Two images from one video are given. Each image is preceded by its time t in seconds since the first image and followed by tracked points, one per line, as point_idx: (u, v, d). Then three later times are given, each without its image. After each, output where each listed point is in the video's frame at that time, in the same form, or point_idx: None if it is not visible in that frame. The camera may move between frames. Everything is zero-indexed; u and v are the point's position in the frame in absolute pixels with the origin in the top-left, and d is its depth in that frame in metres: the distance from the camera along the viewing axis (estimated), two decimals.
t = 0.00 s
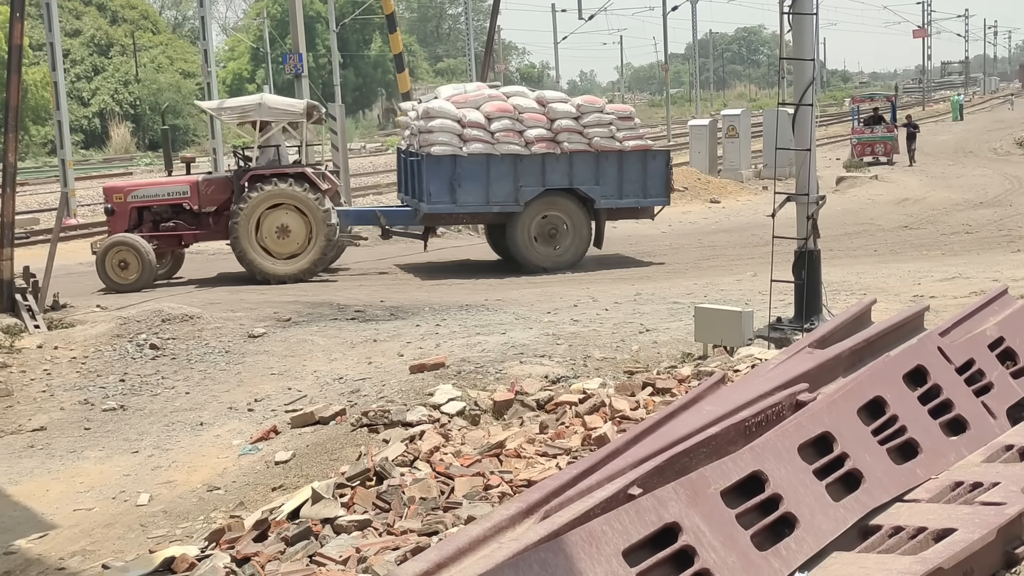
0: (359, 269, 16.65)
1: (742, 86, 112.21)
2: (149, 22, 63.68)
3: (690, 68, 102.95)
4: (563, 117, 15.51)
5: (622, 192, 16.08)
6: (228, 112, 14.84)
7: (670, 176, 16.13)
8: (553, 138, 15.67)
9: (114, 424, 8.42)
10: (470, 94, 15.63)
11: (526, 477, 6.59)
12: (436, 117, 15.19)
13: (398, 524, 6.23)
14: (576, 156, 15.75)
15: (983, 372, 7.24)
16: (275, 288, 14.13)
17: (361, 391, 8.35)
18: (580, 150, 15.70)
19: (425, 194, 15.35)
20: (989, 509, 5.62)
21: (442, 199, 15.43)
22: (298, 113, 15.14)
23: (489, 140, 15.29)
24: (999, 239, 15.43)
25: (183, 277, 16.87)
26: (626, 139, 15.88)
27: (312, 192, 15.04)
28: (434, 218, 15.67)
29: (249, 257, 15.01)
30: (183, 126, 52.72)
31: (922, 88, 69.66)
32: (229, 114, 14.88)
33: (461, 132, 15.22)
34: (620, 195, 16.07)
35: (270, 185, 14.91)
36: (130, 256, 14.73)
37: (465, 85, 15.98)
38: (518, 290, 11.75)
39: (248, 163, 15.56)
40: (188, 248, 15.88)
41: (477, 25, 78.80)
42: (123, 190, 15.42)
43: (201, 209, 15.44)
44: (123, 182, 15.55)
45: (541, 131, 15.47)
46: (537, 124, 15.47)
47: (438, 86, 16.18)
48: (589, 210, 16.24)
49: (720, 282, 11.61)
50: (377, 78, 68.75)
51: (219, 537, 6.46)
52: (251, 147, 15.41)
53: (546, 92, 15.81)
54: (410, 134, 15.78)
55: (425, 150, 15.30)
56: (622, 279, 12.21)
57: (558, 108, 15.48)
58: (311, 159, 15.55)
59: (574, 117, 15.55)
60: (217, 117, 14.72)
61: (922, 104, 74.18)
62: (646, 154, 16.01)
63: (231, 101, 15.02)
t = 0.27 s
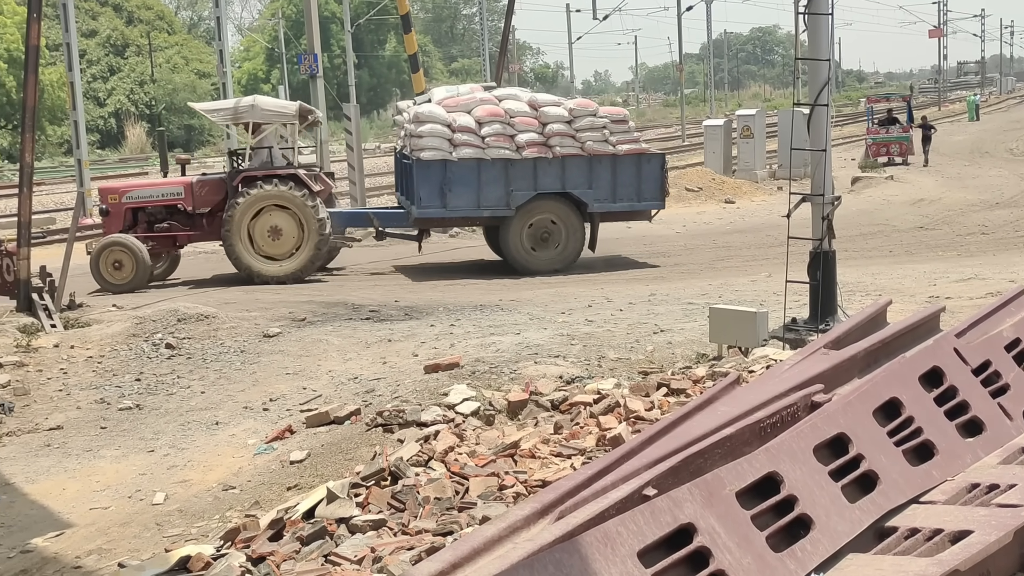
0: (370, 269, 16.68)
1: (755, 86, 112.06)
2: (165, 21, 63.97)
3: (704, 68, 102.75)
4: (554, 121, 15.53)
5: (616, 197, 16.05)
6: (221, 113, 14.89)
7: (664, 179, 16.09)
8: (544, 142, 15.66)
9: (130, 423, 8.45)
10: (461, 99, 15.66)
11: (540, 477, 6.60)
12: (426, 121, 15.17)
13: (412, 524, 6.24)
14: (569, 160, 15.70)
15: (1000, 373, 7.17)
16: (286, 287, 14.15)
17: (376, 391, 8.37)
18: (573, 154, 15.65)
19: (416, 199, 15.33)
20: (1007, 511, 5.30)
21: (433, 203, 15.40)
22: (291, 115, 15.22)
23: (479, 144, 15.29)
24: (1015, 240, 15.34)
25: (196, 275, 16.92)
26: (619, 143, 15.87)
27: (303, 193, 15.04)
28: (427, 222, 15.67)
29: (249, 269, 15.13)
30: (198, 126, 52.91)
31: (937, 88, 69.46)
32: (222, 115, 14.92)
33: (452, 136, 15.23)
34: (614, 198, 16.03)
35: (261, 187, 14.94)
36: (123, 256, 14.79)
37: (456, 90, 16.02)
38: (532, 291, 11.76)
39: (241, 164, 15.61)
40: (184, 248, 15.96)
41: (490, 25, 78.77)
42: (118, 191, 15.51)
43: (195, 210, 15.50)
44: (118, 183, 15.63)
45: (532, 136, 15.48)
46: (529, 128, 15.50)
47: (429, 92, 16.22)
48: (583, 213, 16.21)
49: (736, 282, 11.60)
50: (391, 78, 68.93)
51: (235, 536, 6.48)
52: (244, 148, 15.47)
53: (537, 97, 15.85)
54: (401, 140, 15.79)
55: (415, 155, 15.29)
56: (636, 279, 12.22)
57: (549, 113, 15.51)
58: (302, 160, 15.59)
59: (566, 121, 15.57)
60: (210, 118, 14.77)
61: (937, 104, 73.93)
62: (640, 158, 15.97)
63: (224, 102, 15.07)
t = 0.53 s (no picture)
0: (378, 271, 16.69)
1: (765, 88, 112.12)
2: (175, 23, 64.17)
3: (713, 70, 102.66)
4: (545, 127, 15.41)
5: (606, 203, 15.98)
6: (210, 116, 14.88)
7: (656, 185, 15.97)
8: (535, 147, 15.60)
9: (139, 424, 8.46)
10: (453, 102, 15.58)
11: (549, 479, 6.58)
12: (416, 127, 15.17)
13: (421, 526, 6.23)
14: (559, 166, 15.66)
15: (1010, 377, 6.99)
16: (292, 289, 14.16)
17: (385, 392, 8.38)
18: (563, 160, 15.60)
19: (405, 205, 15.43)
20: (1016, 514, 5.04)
21: (421, 209, 15.50)
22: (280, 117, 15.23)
23: (469, 151, 15.31)
24: None
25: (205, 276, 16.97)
26: (611, 150, 15.72)
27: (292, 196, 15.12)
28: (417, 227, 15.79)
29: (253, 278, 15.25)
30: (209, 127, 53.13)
31: (948, 90, 69.33)
32: (211, 118, 14.91)
33: (441, 142, 15.23)
34: (605, 204, 15.96)
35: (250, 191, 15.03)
36: (114, 259, 14.81)
37: (450, 92, 15.96)
38: (540, 292, 11.76)
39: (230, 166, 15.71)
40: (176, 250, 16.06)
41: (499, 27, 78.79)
42: (110, 194, 15.59)
43: (186, 212, 15.58)
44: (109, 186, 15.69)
45: (523, 142, 15.42)
46: (519, 134, 15.43)
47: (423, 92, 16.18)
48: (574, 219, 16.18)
49: (745, 284, 11.59)
50: (401, 80, 69.09)
51: (244, 537, 6.49)
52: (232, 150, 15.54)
53: (531, 100, 15.69)
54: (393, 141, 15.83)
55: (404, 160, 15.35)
56: (645, 281, 12.21)
57: (540, 119, 15.36)
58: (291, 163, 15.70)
59: (557, 127, 15.43)
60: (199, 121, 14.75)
61: (948, 106, 73.76)
62: (632, 164, 15.87)
63: (212, 104, 15.06)
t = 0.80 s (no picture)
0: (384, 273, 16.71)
1: (773, 89, 112.07)
2: (184, 25, 64.34)
3: (721, 70, 102.55)
4: (528, 133, 15.46)
5: (592, 209, 15.91)
6: (193, 119, 14.93)
7: (642, 191, 15.88)
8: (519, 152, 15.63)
9: (147, 425, 8.48)
10: (436, 107, 15.66)
11: (557, 481, 6.57)
12: (398, 132, 15.27)
13: (429, 527, 6.24)
14: (544, 171, 15.69)
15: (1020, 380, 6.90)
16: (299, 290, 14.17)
17: (393, 394, 8.39)
18: (547, 165, 15.61)
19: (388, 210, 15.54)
20: None
21: (405, 214, 15.58)
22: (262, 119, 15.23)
23: (451, 156, 15.37)
24: None
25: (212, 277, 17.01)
26: (596, 155, 15.69)
27: (275, 199, 15.17)
28: (401, 232, 15.85)
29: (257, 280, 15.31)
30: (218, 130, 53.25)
31: (956, 91, 69.20)
32: (194, 121, 14.97)
33: (422, 147, 15.31)
34: (590, 209, 15.90)
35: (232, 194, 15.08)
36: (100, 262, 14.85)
37: (434, 97, 16.04)
38: (549, 294, 11.77)
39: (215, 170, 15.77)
40: (163, 254, 16.15)
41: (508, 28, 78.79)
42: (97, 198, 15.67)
43: (172, 215, 15.63)
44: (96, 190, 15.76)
45: (505, 148, 15.48)
46: (502, 140, 15.46)
47: (409, 96, 16.27)
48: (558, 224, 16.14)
49: (753, 287, 11.58)
50: (409, 81, 69.23)
51: (252, 538, 6.50)
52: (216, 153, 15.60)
53: (514, 106, 15.75)
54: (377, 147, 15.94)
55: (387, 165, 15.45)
56: (653, 283, 12.22)
57: (523, 125, 15.42)
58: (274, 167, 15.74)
59: (541, 133, 15.47)
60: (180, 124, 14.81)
61: (956, 107, 73.63)
62: (619, 168, 15.77)
63: (195, 108, 15.13)
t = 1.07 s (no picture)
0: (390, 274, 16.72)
1: (780, 90, 111.99)
2: (192, 25, 64.44)
3: (729, 70, 102.37)
4: (511, 132, 15.44)
5: (576, 207, 15.80)
6: (178, 121, 14.91)
7: (626, 189, 15.74)
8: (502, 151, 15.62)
9: (155, 424, 8.49)
10: (419, 106, 15.67)
11: (564, 481, 6.56)
12: (380, 131, 15.37)
13: (435, 527, 6.24)
14: (527, 171, 15.66)
15: None
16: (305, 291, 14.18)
17: (400, 393, 8.40)
18: (530, 164, 15.57)
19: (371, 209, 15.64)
20: None
21: (388, 213, 15.69)
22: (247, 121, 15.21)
23: (434, 155, 15.41)
24: None
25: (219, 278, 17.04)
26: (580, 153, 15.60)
27: (260, 201, 15.24)
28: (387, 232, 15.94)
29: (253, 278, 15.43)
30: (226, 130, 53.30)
31: (965, 92, 69.05)
32: (180, 122, 14.95)
33: (404, 147, 15.37)
34: (574, 208, 15.79)
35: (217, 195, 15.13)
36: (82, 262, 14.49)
37: (419, 95, 16.06)
38: (556, 294, 11.77)
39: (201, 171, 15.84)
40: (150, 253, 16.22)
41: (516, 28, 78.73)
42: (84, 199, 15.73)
43: (159, 216, 15.68)
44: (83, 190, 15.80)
45: (487, 148, 15.48)
46: (485, 139, 15.46)
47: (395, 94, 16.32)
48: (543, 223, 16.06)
49: (760, 286, 11.57)
50: (417, 81, 69.31)
51: (259, 537, 6.50)
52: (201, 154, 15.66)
53: (497, 104, 15.72)
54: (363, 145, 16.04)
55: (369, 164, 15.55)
56: (661, 283, 12.22)
57: (505, 124, 15.40)
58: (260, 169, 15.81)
59: (524, 132, 15.44)
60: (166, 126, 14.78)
61: (964, 108, 73.47)
62: (603, 166, 15.66)
63: (180, 109, 15.11)
